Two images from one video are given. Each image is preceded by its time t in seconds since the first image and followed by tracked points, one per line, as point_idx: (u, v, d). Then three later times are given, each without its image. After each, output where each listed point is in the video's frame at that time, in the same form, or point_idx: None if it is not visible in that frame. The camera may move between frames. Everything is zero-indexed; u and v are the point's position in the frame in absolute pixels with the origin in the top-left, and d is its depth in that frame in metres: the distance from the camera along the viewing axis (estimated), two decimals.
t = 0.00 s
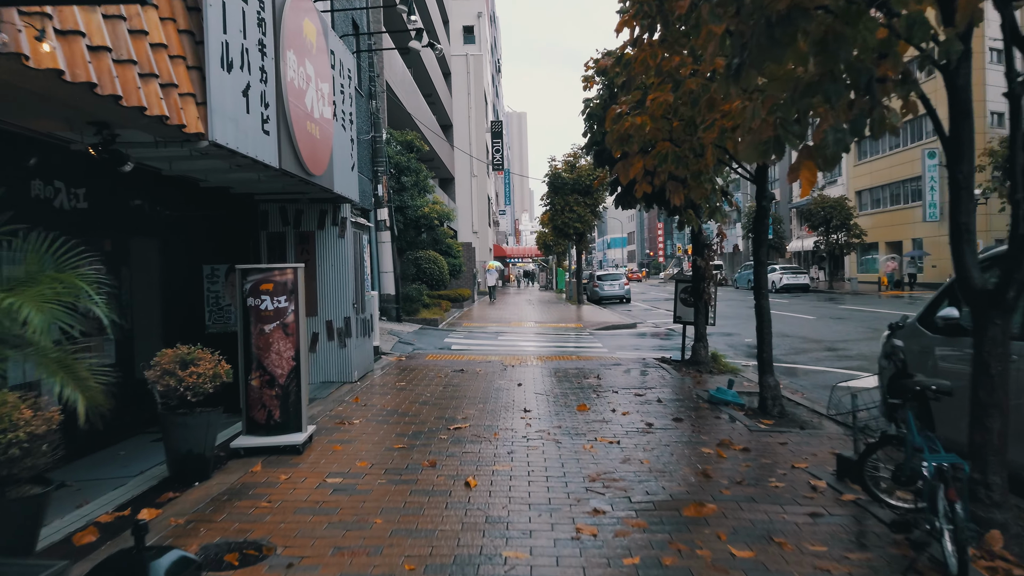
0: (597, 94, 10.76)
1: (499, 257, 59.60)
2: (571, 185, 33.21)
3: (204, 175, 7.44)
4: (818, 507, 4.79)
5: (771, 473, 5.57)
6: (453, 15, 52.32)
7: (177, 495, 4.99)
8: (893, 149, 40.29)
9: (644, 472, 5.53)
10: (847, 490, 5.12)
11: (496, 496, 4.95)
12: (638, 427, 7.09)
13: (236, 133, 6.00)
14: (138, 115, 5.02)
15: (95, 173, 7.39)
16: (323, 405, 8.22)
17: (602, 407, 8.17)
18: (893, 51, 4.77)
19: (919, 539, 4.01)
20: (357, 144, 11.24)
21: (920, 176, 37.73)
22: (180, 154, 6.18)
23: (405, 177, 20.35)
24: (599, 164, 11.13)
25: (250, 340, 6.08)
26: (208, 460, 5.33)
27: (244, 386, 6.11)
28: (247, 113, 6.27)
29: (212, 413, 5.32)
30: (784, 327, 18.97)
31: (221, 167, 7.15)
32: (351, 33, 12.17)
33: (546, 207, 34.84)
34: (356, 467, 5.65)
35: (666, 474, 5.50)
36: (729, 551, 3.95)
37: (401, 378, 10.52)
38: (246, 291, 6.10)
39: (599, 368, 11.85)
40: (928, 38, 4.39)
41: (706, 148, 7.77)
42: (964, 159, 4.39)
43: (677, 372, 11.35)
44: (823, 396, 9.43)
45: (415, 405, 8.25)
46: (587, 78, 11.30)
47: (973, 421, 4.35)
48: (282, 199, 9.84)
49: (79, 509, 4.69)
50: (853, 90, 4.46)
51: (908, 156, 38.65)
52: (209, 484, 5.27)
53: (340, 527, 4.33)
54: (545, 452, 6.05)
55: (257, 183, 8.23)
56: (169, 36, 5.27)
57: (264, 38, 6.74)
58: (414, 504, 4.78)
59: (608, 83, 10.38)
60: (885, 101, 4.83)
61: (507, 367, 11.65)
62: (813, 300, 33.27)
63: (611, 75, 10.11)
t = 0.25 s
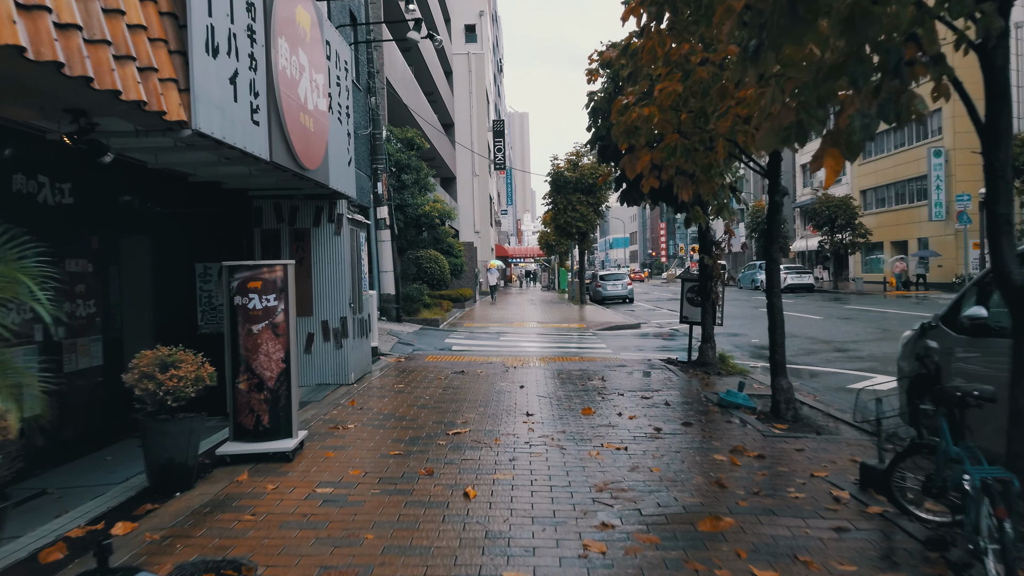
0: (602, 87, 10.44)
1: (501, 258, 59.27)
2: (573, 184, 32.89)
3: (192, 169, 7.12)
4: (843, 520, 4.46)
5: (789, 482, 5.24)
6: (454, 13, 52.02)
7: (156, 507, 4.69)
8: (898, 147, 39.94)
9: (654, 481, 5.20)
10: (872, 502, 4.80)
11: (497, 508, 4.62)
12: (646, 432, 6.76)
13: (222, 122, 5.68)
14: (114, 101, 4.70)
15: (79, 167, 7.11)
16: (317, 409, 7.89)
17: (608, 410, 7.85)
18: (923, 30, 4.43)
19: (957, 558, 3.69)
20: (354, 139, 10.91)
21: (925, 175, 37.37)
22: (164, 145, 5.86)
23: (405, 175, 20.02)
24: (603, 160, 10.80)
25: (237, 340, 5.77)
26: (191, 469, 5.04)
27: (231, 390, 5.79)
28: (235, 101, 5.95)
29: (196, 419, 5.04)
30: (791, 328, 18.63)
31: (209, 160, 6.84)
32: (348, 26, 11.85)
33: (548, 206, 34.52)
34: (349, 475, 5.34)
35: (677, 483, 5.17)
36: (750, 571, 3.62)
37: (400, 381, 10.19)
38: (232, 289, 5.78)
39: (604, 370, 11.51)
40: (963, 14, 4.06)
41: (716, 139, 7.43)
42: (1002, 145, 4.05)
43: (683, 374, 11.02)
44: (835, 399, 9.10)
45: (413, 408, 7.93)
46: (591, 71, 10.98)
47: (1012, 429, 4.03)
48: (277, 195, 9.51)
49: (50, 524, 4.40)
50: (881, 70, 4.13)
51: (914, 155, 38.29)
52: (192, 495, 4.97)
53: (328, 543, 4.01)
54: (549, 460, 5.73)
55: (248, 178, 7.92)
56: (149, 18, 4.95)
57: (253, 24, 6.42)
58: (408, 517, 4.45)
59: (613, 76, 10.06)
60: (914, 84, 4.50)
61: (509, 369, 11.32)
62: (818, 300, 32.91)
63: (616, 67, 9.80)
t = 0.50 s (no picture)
0: (607, 83, 10.12)
1: (503, 258, 59.03)
2: (576, 184, 32.58)
3: (179, 166, 6.81)
4: (873, 543, 4.13)
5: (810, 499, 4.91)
6: (456, 13, 51.78)
7: (133, 528, 4.38)
8: (903, 147, 39.59)
9: (666, 498, 4.87)
10: (902, 523, 4.46)
11: (498, 530, 4.29)
12: (655, 443, 6.43)
13: (206, 116, 5.37)
14: (88, 93, 4.39)
15: (63, 165, 6.79)
16: (311, 417, 7.56)
17: (615, 419, 7.52)
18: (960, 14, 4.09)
19: None
20: (352, 137, 10.59)
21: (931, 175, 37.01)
22: (147, 140, 5.55)
23: (405, 175, 19.70)
24: (607, 158, 10.52)
25: (223, 348, 5.45)
26: (171, 486, 4.74)
27: (218, 401, 5.46)
28: (221, 95, 5.64)
29: (179, 431, 4.74)
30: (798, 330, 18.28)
31: (197, 157, 6.53)
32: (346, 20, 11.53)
33: (551, 206, 34.20)
34: (341, 492, 5.01)
35: (691, 500, 4.84)
36: None
37: (399, 386, 9.85)
38: (218, 294, 5.47)
39: (609, 375, 11.18)
40: None
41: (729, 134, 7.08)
42: None
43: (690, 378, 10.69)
44: (850, 405, 8.76)
45: (411, 416, 7.61)
46: (596, 66, 10.66)
47: None
48: (270, 194, 9.23)
49: (16, 547, 4.08)
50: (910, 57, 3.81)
51: (919, 154, 37.94)
52: (172, 514, 4.66)
53: (315, 571, 3.68)
54: (554, 474, 5.41)
55: (240, 176, 7.60)
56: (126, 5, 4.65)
57: (242, 14, 6.10)
58: (403, 540, 4.12)
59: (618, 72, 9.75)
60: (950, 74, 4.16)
61: (511, 373, 10.98)
62: (823, 301, 32.55)
63: (622, 62, 9.47)
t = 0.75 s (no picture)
0: (613, 77, 9.82)
1: (505, 258, 58.76)
2: (578, 183, 32.29)
3: (168, 160, 6.52)
4: (908, 562, 3.82)
5: (835, 511, 4.60)
6: (457, 11, 51.53)
7: (110, 545, 4.09)
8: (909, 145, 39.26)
9: (681, 511, 4.57)
10: (937, 539, 4.14)
11: (503, 547, 3.99)
12: (666, 450, 6.13)
13: (193, 105, 5.07)
14: (63, 77, 4.10)
15: (49, 158, 6.50)
16: (306, 422, 7.26)
17: (624, 424, 7.21)
18: None
19: None
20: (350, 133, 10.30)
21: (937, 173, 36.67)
22: (131, 131, 5.27)
23: (406, 173, 19.39)
24: (613, 153, 10.22)
25: (211, 350, 5.16)
26: (153, 498, 4.45)
27: (206, 407, 5.16)
28: (208, 83, 5.35)
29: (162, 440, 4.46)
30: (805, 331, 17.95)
31: (186, 149, 6.24)
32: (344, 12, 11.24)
33: (553, 205, 33.90)
34: (336, 504, 4.71)
35: (708, 513, 4.54)
36: None
37: (399, 389, 9.53)
38: (206, 293, 5.17)
39: (614, 377, 10.87)
40: None
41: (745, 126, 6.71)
42: None
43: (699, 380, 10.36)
44: (867, 409, 8.43)
45: (410, 421, 7.30)
46: (601, 59, 10.36)
47: None
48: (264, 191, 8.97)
49: None
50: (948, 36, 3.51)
51: (925, 153, 37.61)
52: (153, 529, 4.36)
53: None
54: (561, 484, 5.10)
55: (233, 171, 7.31)
56: None
57: None
58: (400, 559, 3.81)
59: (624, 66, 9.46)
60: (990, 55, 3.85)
61: (515, 375, 10.67)
62: (829, 301, 32.20)
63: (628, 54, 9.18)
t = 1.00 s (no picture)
0: (619, 71, 9.48)
1: (506, 258, 58.42)
2: (581, 182, 31.97)
3: (154, 154, 6.18)
4: None
5: (868, 532, 4.25)
6: (459, 10, 51.24)
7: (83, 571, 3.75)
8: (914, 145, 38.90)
9: (702, 531, 4.23)
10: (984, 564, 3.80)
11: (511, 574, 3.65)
12: (681, 461, 5.79)
13: (176, 93, 4.75)
14: (31, 61, 3.77)
15: (32, 153, 6.17)
16: (301, 430, 6.93)
17: (634, 432, 6.87)
18: None
19: None
20: (348, 129, 9.97)
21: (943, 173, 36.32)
22: (112, 122, 4.94)
23: (407, 172, 19.07)
24: (620, 150, 9.89)
25: (197, 357, 4.83)
26: (131, 518, 4.12)
27: (190, 417, 4.82)
28: (194, 72, 5.04)
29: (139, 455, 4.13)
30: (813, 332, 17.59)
31: (173, 143, 5.91)
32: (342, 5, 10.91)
33: (555, 205, 33.57)
34: (330, 523, 4.37)
35: (731, 533, 4.19)
36: None
37: (399, 394, 9.18)
38: (191, 295, 4.84)
39: (621, 381, 10.53)
40: None
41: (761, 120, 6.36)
42: None
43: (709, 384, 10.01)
44: (886, 415, 8.08)
45: (411, 429, 6.96)
46: (607, 53, 10.03)
47: None
48: (258, 188, 8.64)
49: None
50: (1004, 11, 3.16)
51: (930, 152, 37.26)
52: (131, 551, 4.03)
53: None
54: (570, 500, 4.77)
55: (225, 167, 6.98)
56: None
57: None
58: None
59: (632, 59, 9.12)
60: None
61: (519, 380, 10.32)
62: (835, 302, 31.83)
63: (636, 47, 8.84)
